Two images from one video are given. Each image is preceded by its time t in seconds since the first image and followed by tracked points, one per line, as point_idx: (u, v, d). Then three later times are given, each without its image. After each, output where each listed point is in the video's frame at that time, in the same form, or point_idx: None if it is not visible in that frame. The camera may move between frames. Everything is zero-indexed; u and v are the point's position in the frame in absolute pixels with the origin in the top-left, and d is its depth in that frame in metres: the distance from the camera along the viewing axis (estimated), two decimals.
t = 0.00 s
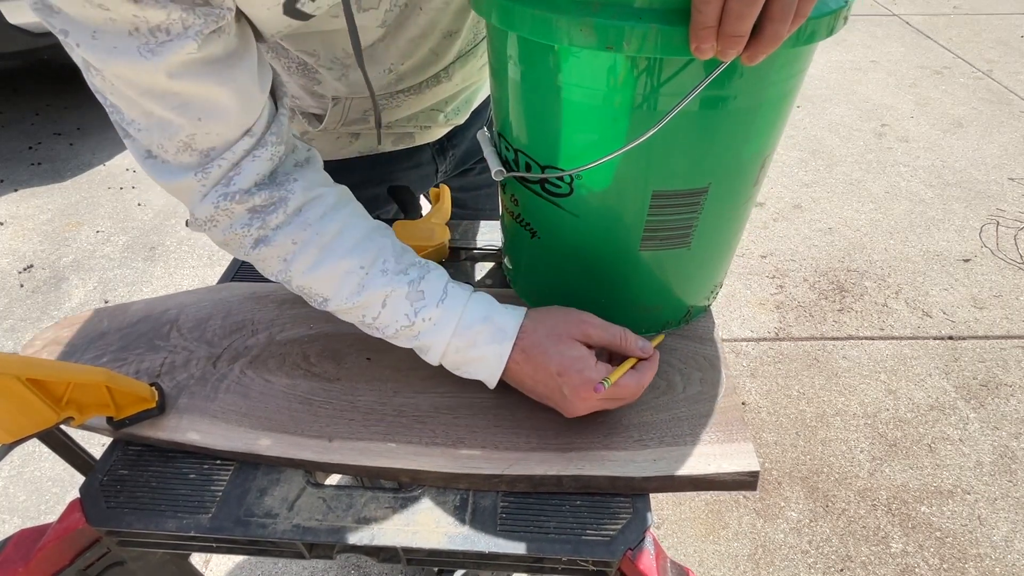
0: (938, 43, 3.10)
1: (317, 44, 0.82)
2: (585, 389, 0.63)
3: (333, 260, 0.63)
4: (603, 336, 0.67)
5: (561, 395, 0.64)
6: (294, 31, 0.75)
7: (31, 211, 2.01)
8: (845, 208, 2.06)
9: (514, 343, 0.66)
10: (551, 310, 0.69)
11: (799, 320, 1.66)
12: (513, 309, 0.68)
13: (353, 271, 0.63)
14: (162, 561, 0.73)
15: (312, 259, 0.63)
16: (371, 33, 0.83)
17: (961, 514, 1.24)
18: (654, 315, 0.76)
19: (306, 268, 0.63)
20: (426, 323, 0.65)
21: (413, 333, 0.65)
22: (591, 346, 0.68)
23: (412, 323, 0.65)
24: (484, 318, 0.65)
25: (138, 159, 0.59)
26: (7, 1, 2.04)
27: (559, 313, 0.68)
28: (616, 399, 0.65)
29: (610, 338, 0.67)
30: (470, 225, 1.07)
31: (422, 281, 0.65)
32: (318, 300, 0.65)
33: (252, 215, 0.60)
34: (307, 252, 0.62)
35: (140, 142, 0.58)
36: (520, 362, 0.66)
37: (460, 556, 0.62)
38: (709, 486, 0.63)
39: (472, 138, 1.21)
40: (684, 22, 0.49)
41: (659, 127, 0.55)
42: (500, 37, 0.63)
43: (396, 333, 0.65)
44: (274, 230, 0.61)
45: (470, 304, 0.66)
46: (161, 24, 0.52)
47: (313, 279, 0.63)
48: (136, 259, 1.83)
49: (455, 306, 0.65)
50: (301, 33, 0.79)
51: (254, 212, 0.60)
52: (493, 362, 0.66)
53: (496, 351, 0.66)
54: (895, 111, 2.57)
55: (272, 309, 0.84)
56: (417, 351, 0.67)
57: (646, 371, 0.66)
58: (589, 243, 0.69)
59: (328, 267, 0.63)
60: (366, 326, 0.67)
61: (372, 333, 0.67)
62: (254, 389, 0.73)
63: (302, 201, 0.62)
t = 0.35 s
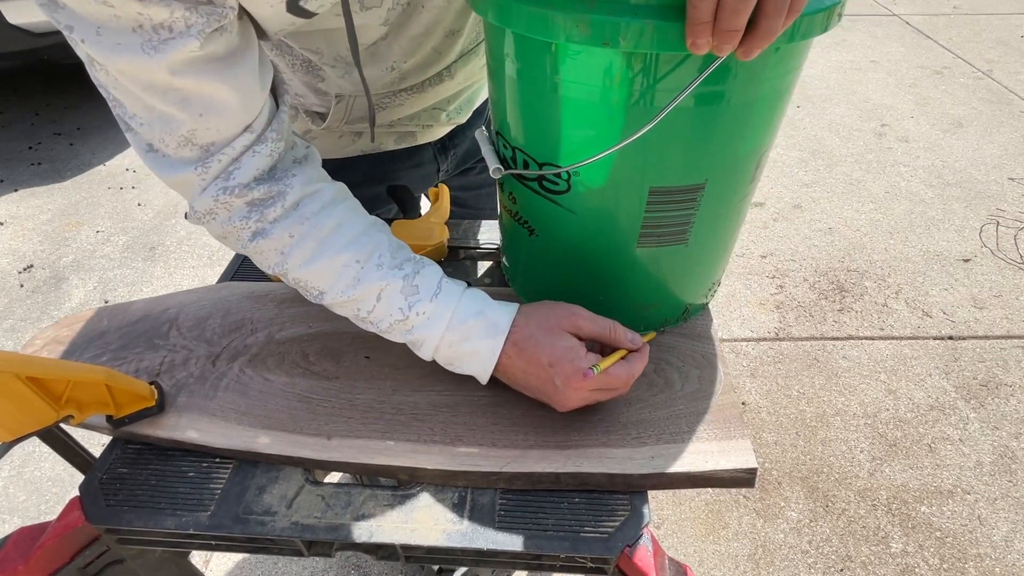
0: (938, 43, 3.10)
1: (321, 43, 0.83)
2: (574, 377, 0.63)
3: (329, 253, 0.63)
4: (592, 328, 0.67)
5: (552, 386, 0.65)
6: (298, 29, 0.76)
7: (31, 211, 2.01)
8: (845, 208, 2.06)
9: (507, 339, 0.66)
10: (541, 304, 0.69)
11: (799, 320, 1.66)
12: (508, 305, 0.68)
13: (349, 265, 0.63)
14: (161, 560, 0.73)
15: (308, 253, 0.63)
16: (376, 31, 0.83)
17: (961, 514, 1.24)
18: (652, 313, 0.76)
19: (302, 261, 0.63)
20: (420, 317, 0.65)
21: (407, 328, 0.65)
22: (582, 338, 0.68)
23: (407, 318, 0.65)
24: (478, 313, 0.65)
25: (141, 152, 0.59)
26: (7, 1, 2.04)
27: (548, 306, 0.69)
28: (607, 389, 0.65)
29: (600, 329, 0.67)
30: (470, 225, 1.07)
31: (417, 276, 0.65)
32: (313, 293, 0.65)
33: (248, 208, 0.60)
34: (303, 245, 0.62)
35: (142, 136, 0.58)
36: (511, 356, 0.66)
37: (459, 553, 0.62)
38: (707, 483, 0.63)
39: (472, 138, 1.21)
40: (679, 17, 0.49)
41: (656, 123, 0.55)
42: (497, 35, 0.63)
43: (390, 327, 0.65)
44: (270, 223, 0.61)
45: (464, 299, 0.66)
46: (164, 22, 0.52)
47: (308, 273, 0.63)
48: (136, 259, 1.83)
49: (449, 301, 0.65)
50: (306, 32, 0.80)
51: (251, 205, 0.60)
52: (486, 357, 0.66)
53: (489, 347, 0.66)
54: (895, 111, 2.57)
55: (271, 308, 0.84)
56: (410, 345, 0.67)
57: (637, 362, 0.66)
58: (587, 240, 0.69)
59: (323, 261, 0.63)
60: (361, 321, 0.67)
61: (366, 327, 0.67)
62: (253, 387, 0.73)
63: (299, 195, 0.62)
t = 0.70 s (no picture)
0: (938, 43, 3.10)
1: (322, 40, 0.83)
2: (574, 373, 0.63)
3: (332, 250, 0.63)
4: (592, 325, 0.67)
5: (554, 385, 0.65)
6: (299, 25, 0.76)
7: (31, 211, 2.01)
8: (845, 208, 2.06)
9: (507, 338, 0.66)
10: (540, 303, 0.69)
11: (799, 319, 1.66)
12: (509, 304, 0.68)
13: (351, 263, 0.63)
14: (161, 561, 0.73)
15: (310, 249, 0.62)
16: (377, 28, 0.83)
17: (961, 514, 1.24)
18: (653, 313, 0.76)
19: (305, 258, 0.63)
20: (421, 316, 0.64)
21: (408, 326, 0.65)
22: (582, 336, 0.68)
23: (408, 316, 0.64)
24: (479, 313, 0.65)
25: (146, 148, 0.59)
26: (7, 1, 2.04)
27: (547, 305, 0.69)
28: (609, 385, 0.65)
29: (600, 327, 0.67)
30: (470, 225, 1.07)
31: (419, 275, 0.65)
32: (315, 290, 0.65)
33: (252, 204, 0.60)
34: (306, 242, 0.62)
35: (149, 132, 0.58)
36: (511, 356, 0.66)
37: (459, 554, 0.62)
38: (708, 484, 0.63)
39: (472, 137, 1.21)
40: (681, 18, 0.49)
41: (658, 123, 0.55)
42: (497, 36, 0.63)
43: (392, 325, 0.65)
44: (273, 219, 0.61)
45: (465, 298, 0.66)
46: (169, 19, 0.52)
47: (310, 270, 0.63)
48: (136, 259, 1.83)
49: (450, 300, 0.65)
50: (307, 28, 0.80)
51: (254, 201, 0.60)
52: (486, 356, 0.66)
53: (489, 346, 0.65)
54: (895, 111, 2.57)
55: (271, 308, 0.84)
56: (411, 343, 0.67)
57: (637, 357, 0.66)
58: (588, 241, 0.69)
59: (325, 257, 0.62)
60: (362, 318, 0.67)
61: (368, 325, 0.67)
62: (254, 388, 0.73)
63: (303, 192, 0.62)
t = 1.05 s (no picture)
0: (938, 43, 3.10)
1: (323, 39, 0.83)
2: (572, 373, 0.63)
3: (330, 251, 0.63)
4: (590, 325, 0.67)
5: (552, 385, 0.64)
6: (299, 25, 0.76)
7: (31, 211, 2.01)
8: (845, 208, 2.06)
9: (506, 339, 0.66)
10: (538, 304, 0.69)
11: (799, 320, 1.66)
12: (507, 306, 0.68)
13: (350, 264, 0.63)
14: (162, 562, 0.73)
15: (309, 250, 0.62)
16: (378, 29, 0.83)
17: (961, 514, 1.24)
18: (656, 314, 0.76)
19: (303, 258, 0.63)
20: (419, 317, 0.64)
21: (405, 327, 0.65)
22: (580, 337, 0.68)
23: (405, 317, 0.64)
24: (476, 314, 0.65)
25: (147, 148, 0.59)
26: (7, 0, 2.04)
27: (544, 306, 0.69)
28: (607, 384, 0.65)
29: (598, 327, 0.67)
30: (470, 226, 1.07)
31: (417, 276, 0.65)
32: (314, 291, 0.65)
33: (251, 204, 0.60)
34: (304, 242, 0.62)
35: (149, 132, 0.58)
36: (511, 357, 0.66)
37: (461, 558, 0.62)
38: (710, 488, 0.63)
39: (473, 138, 1.21)
40: (687, 21, 0.49)
41: (664, 127, 0.55)
42: (501, 37, 0.62)
43: (389, 326, 0.65)
44: (272, 220, 0.61)
45: (463, 300, 0.66)
46: (170, 19, 0.52)
47: (308, 271, 0.63)
48: (136, 259, 1.83)
49: (448, 302, 0.65)
50: (307, 28, 0.80)
51: (253, 201, 0.60)
52: (483, 358, 0.66)
53: (487, 348, 0.65)
54: (895, 111, 2.57)
55: (272, 309, 0.84)
56: (409, 345, 0.67)
57: (635, 357, 0.66)
58: (592, 243, 0.68)
59: (323, 258, 0.62)
60: (360, 319, 0.67)
61: (365, 326, 0.67)
62: (255, 390, 0.73)
63: (302, 193, 0.62)
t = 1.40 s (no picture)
0: (938, 43, 3.10)
1: (322, 38, 0.82)
2: (564, 356, 0.64)
3: (326, 246, 0.63)
4: (581, 314, 0.68)
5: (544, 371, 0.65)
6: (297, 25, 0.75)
7: (31, 211, 2.01)
8: (845, 208, 2.06)
9: (499, 329, 0.66)
10: (530, 297, 0.70)
11: (799, 320, 1.66)
12: (500, 298, 0.68)
13: (346, 258, 0.63)
14: (162, 562, 0.73)
15: (305, 246, 0.62)
16: (376, 30, 0.83)
17: (961, 514, 1.24)
18: (656, 315, 0.76)
19: (300, 254, 0.62)
20: (414, 309, 0.65)
21: (401, 320, 0.65)
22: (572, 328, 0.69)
23: (401, 310, 0.65)
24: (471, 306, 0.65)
25: (145, 149, 0.59)
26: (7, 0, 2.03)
27: (536, 296, 0.70)
28: (599, 370, 0.65)
29: (589, 316, 0.68)
30: (470, 226, 1.07)
31: (412, 269, 0.65)
32: (310, 286, 0.65)
33: (247, 203, 0.60)
34: (301, 239, 0.62)
35: (147, 133, 0.58)
36: (503, 345, 0.66)
37: (461, 559, 0.62)
38: (710, 489, 0.63)
39: (473, 138, 1.21)
40: (688, 23, 0.49)
41: (665, 129, 0.55)
42: (501, 38, 0.62)
43: (384, 320, 0.65)
44: (269, 217, 0.61)
45: (457, 292, 0.66)
46: (169, 24, 0.52)
47: (305, 266, 0.63)
48: (136, 259, 1.83)
49: (443, 294, 0.65)
50: (306, 28, 0.79)
51: (250, 199, 0.60)
52: (478, 349, 0.66)
53: (481, 338, 0.65)
54: (895, 111, 2.57)
55: (272, 309, 0.84)
56: (404, 338, 0.67)
57: (626, 344, 0.66)
58: (592, 243, 0.68)
59: (319, 254, 0.62)
60: (355, 313, 0.67)
61: (360, 320, 0.67)
62: (255, 390, 0.73)
63: (297, 190, 0.62)
